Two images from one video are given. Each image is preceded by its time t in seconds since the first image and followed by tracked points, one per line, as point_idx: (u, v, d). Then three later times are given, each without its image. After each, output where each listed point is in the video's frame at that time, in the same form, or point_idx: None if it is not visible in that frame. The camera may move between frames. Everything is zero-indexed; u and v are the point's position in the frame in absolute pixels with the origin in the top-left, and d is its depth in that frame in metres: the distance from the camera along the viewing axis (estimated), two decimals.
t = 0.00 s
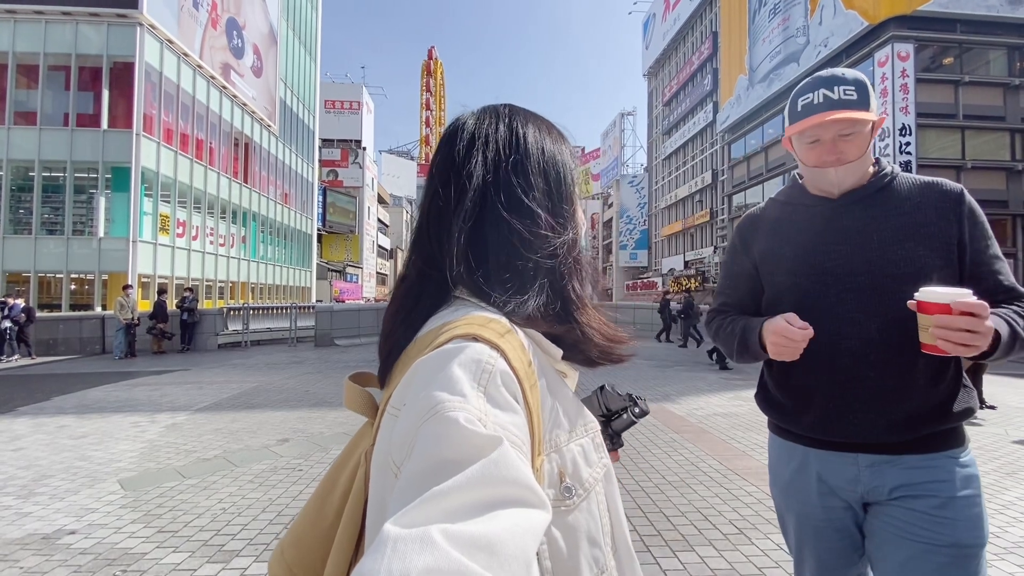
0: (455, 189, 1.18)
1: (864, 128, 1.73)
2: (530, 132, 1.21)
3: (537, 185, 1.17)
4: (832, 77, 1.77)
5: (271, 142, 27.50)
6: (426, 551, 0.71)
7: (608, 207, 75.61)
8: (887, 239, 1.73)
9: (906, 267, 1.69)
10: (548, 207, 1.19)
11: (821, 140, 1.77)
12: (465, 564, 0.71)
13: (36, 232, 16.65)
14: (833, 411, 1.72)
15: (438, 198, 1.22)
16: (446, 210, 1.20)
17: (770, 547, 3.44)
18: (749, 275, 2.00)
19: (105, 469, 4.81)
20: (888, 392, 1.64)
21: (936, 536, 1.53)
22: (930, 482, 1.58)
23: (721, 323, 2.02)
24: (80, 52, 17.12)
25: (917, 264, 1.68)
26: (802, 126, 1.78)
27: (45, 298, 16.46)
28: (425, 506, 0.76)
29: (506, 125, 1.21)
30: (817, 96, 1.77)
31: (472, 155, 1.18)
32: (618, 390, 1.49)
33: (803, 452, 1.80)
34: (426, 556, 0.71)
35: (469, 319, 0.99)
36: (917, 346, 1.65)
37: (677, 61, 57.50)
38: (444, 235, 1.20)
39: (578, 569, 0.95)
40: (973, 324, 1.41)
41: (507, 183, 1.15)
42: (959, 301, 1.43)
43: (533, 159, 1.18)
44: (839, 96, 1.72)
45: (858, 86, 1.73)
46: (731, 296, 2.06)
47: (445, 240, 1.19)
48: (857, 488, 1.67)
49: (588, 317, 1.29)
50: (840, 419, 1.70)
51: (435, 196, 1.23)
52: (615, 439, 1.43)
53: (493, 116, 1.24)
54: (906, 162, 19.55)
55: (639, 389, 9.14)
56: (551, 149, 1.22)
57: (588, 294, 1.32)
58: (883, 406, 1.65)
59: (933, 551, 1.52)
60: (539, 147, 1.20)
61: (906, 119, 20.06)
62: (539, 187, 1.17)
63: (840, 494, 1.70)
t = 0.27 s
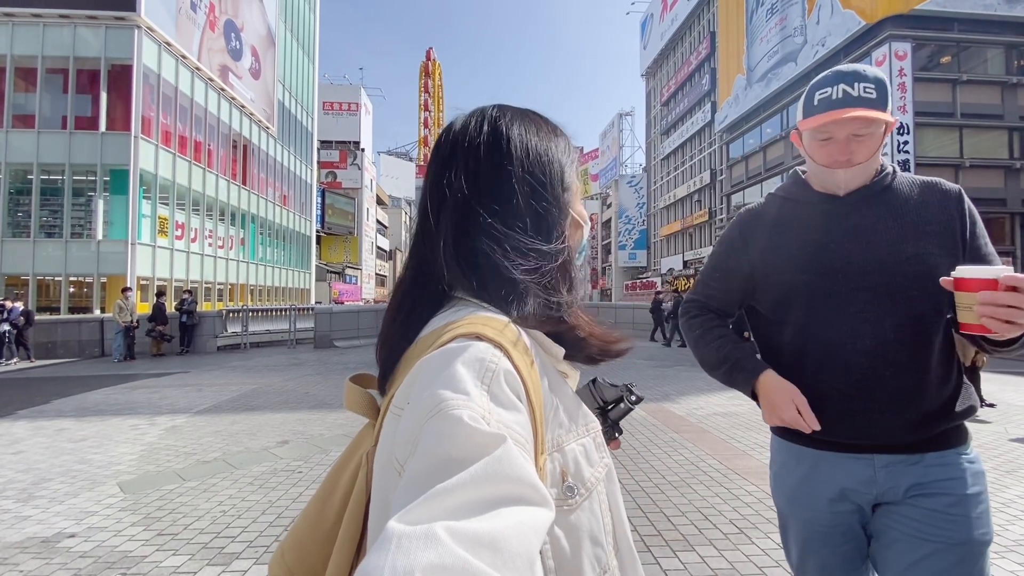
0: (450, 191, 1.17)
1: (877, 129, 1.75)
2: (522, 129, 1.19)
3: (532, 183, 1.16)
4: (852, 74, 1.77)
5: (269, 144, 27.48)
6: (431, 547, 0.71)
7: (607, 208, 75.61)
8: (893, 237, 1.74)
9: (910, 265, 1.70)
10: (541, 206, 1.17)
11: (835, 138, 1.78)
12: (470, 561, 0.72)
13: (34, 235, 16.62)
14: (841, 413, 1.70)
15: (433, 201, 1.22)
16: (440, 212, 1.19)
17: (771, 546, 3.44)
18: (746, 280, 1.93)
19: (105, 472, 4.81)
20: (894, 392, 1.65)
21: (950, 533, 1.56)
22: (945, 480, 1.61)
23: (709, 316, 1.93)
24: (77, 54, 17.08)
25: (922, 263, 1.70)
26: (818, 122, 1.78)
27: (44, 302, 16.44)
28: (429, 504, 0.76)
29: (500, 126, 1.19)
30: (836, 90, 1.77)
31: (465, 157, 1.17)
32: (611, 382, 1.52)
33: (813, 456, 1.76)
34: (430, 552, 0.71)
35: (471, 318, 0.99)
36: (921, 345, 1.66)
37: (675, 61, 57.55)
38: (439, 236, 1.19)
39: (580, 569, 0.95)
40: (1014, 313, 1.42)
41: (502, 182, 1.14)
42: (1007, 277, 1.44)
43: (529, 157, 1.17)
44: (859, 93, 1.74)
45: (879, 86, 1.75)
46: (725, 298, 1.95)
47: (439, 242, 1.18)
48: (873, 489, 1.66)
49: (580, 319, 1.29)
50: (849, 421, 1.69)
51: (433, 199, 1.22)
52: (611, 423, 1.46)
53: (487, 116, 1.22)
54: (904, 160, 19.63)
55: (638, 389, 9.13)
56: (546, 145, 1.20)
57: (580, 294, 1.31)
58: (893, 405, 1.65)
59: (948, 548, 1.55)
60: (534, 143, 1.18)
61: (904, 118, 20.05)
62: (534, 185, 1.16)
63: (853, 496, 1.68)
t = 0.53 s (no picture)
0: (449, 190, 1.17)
1: (872, 136, 1.74)
2: (519, 126, 1.19)
3: (529, 180, 1.15)
4: (857, 75, 1.77)
5: (268, 146, 27.48)
6: (431, 548, 0.71)
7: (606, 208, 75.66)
8: (895, 235, 1.74)
9: (909, 265, 1.71)
10: (537, 205, 1.16)
11: (829, 138, 1.78)
12: (469, 563, 0.72)
13: (33, 238, 16.60)
14: (844, 414, 1.70)
15: (432, 203, 1.22)
16: (439, 213, 1.20)
17: (772, 546, 3.44)
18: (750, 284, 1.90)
19: (104, 475, 4.80)
20: (896, 389, 1.65)
21: (949, 529, 1.56)
22: (942, 476, 1.62)
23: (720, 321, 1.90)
24: (75, 57, 17.08)
25: (923, 263, 1.71)
26: (819, 120, 1.76)
27: (43, 305, 16.43)
28: (429, 504, 0.76)
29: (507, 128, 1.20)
30: (838, 92, 1.77)
31: (464, 157, 1.18)
32: (637, 421, 1.52)
33: (815, 455, 1.75)
34: (431, 553, 0.71)
35: (471, 319, 0.99)
36: (922, 344, 1.66)
37: (673, 61, 57.61)
38: (437, 235, 1.19)
39: (580, 569, 0.95)
40: (999, 315, 1.45)
41: (500, 180, 1.15)
42: (991, 297, 1.46)
43: (527, 154, 1.16)
44: (859, 97, 1.74)
45: (880, 91, 1.75)
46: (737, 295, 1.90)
47: (439, 242, 1.18)
48: (874, 487, 1.65)
49: (578, 322, 1.28)
50: (854, 420, 1.68)
51: (437, 199, 1.22)
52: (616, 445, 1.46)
53: (486, 116, 1.22)
54: (903, 159, 19.79)
55: (638, 389, 9.13)
56: (544, 142, 1.19)
57: (576, 295, 1.30)
58: (896, 404, 1.65)
59: (947, 545, 1.55)
60: (532, 140, 1.18)
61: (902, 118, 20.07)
62: (531, 184, 1.15)
63: (854, 494, 1.67)
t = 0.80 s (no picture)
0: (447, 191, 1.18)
1: (872, 120, 1.80)
2: (519, 126, 1.20)
3: (527, 181, 1.15)
4: (857, 65, 1.84)
5: (266, 148, 27.47)
6: (428, 546, 0.72)
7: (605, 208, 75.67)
8: (893, 234, 1.75)
9: (907, 264, 1.71)
10: (535, 207, 1.16)
11: (827, 124, 1.85)
12: (467, 561, 0.72)
13: (32, 241, 16.59)
14: (843, 411, 1.70)
15: (431, 205, 1.23)
16: (438, 214, 1.20)
17: (771, 545, 3.45)
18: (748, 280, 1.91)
19: (104, 478, 4.80)
20: (895, 386, 1.65)
21: (952, 528, 1.56)
22: (943, 475, 1.62)
23: (710, 314, 1.91)
24: (73, 60, 17.09)
25: (920, 262, 1.71)
26: (818, 103, 1.85)
27: (41, 308, 16.41)
28: (427, 503, 0.76)
29: (501, 128, 1.19)
30: (838, 79, 1.86)
31: (464, 157, 1.19)
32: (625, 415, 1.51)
33: (817, 455, 1.76)
34: (428, 550, 0.71)
35: (469, 319, 1.00)
36: (920, 342, 1.67)
37: (670, 61, 57.72)
38: (435, 234, 1.19)
39: (578, 569, 0.96)
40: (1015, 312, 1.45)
41: (498, 180, 1.15)
42: (1008, 292, 1.47)
43: (526, 155, 1.16)
44: (857, 84, 1.81)
45: (880, 80, 1.81)
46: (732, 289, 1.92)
47: (436, 242, 1.19)
48: (876, 487, 1.66)
49: (573, 323, 1.29)
50: (854, 418, 1.69)
51: (434, 200, 1.22)
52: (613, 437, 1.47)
53: (486, 117, 1.23)
54: (902, 158, 19.97)
55: (638, 389, 9.13)
56: (542, 142, 1.19)
57: (572, 296, 1.30)
58: (894, 402, 1.66)
59: (949, 543, 1.55)
60: (530, 140, 1.18)
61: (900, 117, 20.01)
62: (530, 184, 1.15)
63: (857, 495, 1.68)
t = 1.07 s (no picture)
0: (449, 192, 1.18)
1: (870, 116, 1.80)
2: (522, 126, 1.19)
3: (529, 180, 1.15)
4: (855, 63, 1.84)
5: (265, 149, 27.45)
6: (435, 548, 0.71)
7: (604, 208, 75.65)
8: (893, 232, 1.74)
9: (908, 262, 1.71)
10: (536, 208, 1.15)
11: (826, 119, 1.85)
12: (474, 563, 0.71)
13: (30, 244, 16.55)
14: (845, 409, 1.70)
15: (433, 206, 1.23)
16: (440, 214, 1.20)
17: (773, 544, 3.44)
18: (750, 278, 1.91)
19: (104, 481, 4.78)
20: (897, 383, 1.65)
21: (953, 526, 1.56)
22: (943, 473, 1.62)
23: (711, 315, 1.91)
24: (72, 62, 17.08)
25: (922, 262, 1.70)
26: (817, 99, 1.85)
27: (41, 311, 16.40)
28: (432, 505, 0.76)
29: (502, 129, 1.18)
30: (838, 77, 1.86)
31: (466, 156, 1.18)
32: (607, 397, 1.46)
33: (819, 454, 1.75)
34: (434, 552, 0.71)
35: (472, 320, 0.99)
36: (922, 340, 1.66)
37: (668, 61, 57.78)
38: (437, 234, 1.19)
39: (582, 570, 0.95)
40: (1007, 308, 1.44)
41: (500, 181, 1.14)
42: (1000, 285, 1.46)
43: (527, 155, 1.16)
44: (856, 80, 1.81)
45: (878, 77, 1.81)
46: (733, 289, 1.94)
47: (438, 243, 1.19)
48: (876, 486, 1.65)
49: (576, 324, 1.28)
50: (857, 416, 1.68)
51: (436, 201, 1.22)
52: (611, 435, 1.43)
53: (489, 117, 1.23)
54: (897, 155, 19.86)
55: (638, 389, 9.13)
56: (544, 143, 1.18)
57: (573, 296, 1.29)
58: (894, 399, 1.65)
59: (951, 541, 1.54)
60: (533, 140, 1.18)
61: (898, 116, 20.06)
62: (532, 185, 1.15)
63: (858, 493, 1.67)
